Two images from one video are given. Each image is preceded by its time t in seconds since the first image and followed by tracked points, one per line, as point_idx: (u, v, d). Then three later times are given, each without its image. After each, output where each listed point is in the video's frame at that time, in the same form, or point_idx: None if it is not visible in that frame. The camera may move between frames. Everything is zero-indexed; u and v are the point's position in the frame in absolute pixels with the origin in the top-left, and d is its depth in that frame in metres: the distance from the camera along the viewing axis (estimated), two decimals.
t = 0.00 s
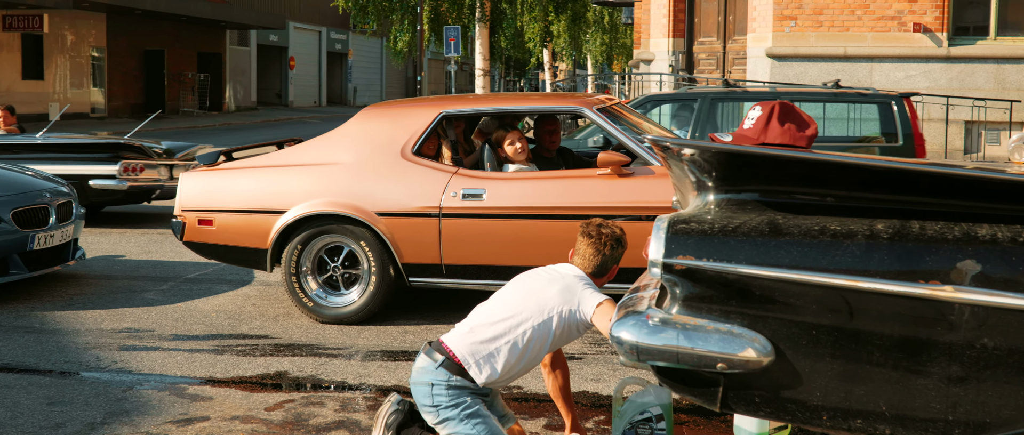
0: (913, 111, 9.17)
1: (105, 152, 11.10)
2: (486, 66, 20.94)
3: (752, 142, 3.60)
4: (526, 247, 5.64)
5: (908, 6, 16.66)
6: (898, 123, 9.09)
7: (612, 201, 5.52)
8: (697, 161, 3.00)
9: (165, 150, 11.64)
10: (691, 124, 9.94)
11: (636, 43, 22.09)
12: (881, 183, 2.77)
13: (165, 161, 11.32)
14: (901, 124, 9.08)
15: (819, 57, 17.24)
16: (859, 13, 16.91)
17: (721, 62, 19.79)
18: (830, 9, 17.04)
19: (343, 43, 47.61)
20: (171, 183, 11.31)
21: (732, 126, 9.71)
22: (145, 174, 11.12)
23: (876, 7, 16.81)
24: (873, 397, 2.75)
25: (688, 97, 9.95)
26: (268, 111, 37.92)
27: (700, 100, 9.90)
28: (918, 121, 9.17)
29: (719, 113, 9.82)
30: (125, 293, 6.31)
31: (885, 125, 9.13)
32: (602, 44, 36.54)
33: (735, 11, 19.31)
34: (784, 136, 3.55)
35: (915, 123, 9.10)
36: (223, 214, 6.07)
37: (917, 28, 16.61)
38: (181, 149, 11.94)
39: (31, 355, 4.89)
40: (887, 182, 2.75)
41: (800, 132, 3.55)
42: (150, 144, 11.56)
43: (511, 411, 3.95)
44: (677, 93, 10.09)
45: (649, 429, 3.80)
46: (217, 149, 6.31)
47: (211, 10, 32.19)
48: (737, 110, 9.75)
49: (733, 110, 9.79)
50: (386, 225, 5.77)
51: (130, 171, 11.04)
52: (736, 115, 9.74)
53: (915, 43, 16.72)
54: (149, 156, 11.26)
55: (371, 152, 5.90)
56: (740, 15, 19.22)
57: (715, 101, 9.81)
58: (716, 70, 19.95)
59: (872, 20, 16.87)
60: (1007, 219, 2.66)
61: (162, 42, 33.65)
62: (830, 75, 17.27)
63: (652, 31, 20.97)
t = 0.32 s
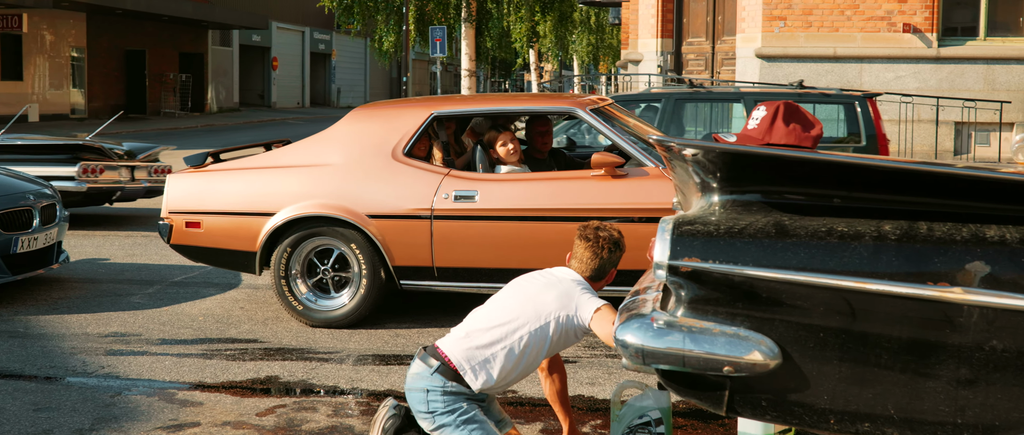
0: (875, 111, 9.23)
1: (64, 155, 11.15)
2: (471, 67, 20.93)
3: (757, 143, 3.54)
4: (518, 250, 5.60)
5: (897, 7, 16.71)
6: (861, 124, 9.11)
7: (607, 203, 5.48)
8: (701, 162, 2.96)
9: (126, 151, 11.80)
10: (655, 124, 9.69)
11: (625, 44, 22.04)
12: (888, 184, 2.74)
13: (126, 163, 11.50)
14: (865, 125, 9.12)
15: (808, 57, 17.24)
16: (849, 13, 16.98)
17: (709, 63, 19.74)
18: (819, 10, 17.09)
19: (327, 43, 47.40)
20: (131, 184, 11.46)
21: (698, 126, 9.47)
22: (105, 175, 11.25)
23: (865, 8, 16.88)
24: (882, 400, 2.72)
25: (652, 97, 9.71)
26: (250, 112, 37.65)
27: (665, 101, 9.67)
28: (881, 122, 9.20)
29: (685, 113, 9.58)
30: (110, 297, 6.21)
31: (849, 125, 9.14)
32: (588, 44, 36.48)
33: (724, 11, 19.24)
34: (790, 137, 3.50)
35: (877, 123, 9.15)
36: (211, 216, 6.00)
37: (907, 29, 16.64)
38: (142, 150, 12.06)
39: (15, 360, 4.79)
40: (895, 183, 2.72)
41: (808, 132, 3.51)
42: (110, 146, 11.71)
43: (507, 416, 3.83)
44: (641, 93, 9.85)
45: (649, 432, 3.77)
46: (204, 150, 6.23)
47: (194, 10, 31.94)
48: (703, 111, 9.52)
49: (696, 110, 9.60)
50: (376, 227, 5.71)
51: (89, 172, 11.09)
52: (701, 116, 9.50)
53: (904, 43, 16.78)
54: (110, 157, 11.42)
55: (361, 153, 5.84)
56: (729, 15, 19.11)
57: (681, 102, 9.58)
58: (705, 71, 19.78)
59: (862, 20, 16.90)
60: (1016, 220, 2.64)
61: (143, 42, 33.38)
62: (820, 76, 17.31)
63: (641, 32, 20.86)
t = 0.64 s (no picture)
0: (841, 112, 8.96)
1: (23, 157, 11.01)
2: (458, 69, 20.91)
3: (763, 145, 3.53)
4: (513, 253, 5.55)
5: (887, 8, 16.47)
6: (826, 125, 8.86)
7: (601, 206, 5.45)
8: (707, 165, 2.93)
9: (87, 154, 11.71)
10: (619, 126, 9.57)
11: (613, 45, 22.03)
12: (897, 186, 2.71)
13: (87, 166, 11.43)
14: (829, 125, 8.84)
15: (798, 59, 16.92)
16: (838, 14, 16.67)
17: (699, 63, 19.36)
18: (810, 11, 16.75)
19: (310, 44, 47.16)
20: (92, 186, 11.40)
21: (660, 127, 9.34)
22: (65, 178, 11.17)
23: (855, 9, 16.58)
24: (892, 404, 2.70)
25: (616, 99, 9.62)
26: (233, 114, 37.41)
27: (628, 102, 9.56)
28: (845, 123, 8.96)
29: (648, 114, 9.46)
30: (97, 302, 6.10)
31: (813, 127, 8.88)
32: (574, 46, 36.42)
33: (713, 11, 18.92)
34: (797, 139, 3.47)
35: (843, 124, 8.87)
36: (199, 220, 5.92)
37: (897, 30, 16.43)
38: (102, 152, 11.94)
39: (2, 367, 4.69)
40: (906, 186, 2.70)
41: (816, 135, 3.48)
42: (70, 148, 11.58)
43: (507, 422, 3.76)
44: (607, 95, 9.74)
45: None
46: (193, 153, 6.14)
47: (175, 11, 31.65)
48: (666, 112, 9.39)
49: (660, 111, 9.50)
50: (368, 231, 5.65)
51: (48, 175, 10.99)
52: (663, 117, 9.37)
53: (894, 44, 16.55)
54: (70, 159, 11.29)
55: (352, 155, 5.78)
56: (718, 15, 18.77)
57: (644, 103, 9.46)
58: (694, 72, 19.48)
59: (851, 21, 16.64)
60: None
61: (123, 43, 33.12)
62: (809, 78, 16.99)
63: (629, 32, 20.74)
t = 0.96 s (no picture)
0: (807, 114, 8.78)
1: None
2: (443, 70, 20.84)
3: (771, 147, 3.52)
4: (507, 256, 5.51)
5: (877, 9, 16.41)
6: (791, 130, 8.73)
7: (597, 208, 5.42)
8: (716, 167, 2.92)
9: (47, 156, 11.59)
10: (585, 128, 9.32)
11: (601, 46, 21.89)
12: (908, 189, 2.70)
13: (48, 168, 11.34)
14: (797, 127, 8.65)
15: (789, 60, 16.79)
16: (829, 15, 16.55)
17: (688, 65, 19.19)
18: (799, 12, 16.62)
19: (293, 45, 46.83)
20: (52, 189, 11.29)
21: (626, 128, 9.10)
22: (24, 181, 11.11)
23: (845, 10, 16.48)
24: (904, 407, 2.68)
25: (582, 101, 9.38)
26: (215, 116, 37.12)
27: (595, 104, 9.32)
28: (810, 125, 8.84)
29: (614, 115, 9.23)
30: (85, 306, 6.00)
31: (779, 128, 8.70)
32: (560, 46, 36.25)
33: (702, 12, 18.78)
34: (806, 141, 3.49)
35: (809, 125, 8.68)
36: (190, 223, 5.86)
37: (887, 31, 16.36)
38: (64, 154, 11.72)
39: None
40: (917, 190, 2.69)
41: (824, 137, 3.47)
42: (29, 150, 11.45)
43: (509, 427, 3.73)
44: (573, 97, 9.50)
45: None
46: (183, 155, 6.07)
47: (157, 11, 31.37)
48: (631, 113, 9.17)
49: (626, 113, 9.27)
50: (362, 233, 5.61)
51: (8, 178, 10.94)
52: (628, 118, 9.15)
53: (885, 46, 16.47)
54: (28, 161, 11.17)
55: (346, 157, 5.74)
56: (707, 16, 18.61)
57: (611, 104, 9.24)
58: (684, 73, 19.34)
59: (841, 23, 16.53)
60: None
61: (103, 43, 32.77)
62: (799, 79, 16.90)
63: (618, 34, 20.57)
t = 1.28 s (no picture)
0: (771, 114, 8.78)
1: None
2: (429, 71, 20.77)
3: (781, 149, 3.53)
4: (502, 259, 5.49)
5: (867, 9, 16.38)
6: (756, 129, 8.68)
7: (592, 210, 5.40)
8: (726, 169, 2.90)
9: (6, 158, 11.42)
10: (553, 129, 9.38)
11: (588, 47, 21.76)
12: (919, 191, 2.70)
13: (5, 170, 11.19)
14: (759, 128, 8.67)
15: (778, 61, 16.74)
16: (818, 16, 16.52)
17: (676, 66, 19.24)
18: (789, 13, 16.56)
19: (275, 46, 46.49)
20: (10, 192, 11.11)
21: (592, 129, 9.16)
22: None
23: (835, 11, 16.45)
24: (916, 411, 2.67)
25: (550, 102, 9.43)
26: (195, 117, 36.80)
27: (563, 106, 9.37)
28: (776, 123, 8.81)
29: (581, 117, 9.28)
30: (71, 311, 5.91)
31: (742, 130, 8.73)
32: (546, 47, 36.15)
33: (690, 13, 18.81)
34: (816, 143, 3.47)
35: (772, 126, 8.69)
36: (181, 226, 5.84)
37: (877, 32, 16.35)
38: (23, 156, 11.46)
39: None
40: (927, 192, 2.69)
41: (834, 139, 3.48)
42: None
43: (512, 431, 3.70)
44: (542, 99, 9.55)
45: None
46: (173, 158, 6.03)
47: (136, 11, 31.02)
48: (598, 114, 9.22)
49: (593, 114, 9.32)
50: (355, 237, 5.59)
51: None
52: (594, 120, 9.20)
53: (874, 47, 16.47)
54: None
55: (339, 160, 5.72)
56: (696, 17, 18.66)
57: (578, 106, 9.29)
58: (672, 74, 19.36)
59: (830, 24, 16.49)
60: None
61: (82, 44, 32.38)
62: (789, 80, 16.84)
63: (606, 35, 20.35)
